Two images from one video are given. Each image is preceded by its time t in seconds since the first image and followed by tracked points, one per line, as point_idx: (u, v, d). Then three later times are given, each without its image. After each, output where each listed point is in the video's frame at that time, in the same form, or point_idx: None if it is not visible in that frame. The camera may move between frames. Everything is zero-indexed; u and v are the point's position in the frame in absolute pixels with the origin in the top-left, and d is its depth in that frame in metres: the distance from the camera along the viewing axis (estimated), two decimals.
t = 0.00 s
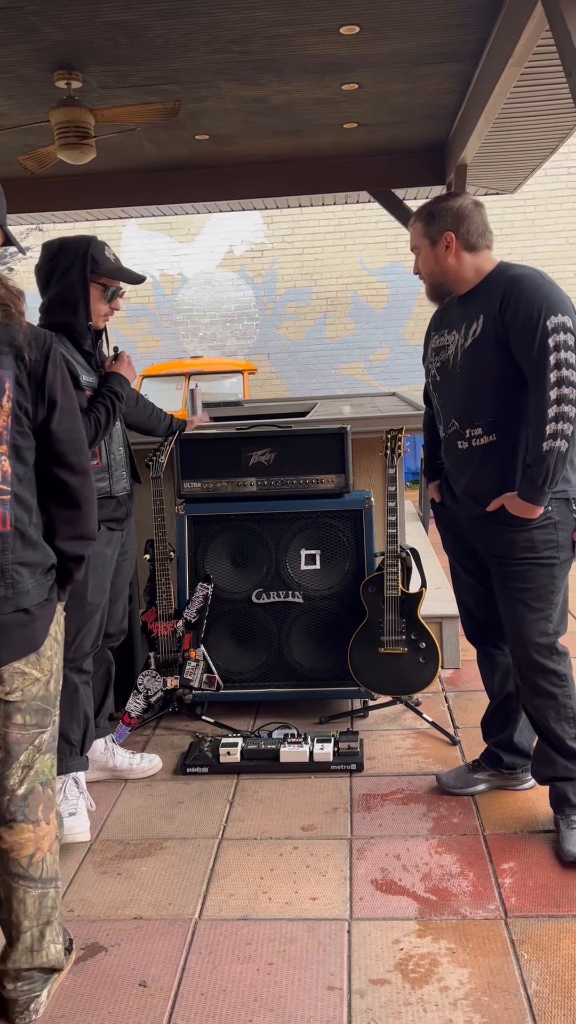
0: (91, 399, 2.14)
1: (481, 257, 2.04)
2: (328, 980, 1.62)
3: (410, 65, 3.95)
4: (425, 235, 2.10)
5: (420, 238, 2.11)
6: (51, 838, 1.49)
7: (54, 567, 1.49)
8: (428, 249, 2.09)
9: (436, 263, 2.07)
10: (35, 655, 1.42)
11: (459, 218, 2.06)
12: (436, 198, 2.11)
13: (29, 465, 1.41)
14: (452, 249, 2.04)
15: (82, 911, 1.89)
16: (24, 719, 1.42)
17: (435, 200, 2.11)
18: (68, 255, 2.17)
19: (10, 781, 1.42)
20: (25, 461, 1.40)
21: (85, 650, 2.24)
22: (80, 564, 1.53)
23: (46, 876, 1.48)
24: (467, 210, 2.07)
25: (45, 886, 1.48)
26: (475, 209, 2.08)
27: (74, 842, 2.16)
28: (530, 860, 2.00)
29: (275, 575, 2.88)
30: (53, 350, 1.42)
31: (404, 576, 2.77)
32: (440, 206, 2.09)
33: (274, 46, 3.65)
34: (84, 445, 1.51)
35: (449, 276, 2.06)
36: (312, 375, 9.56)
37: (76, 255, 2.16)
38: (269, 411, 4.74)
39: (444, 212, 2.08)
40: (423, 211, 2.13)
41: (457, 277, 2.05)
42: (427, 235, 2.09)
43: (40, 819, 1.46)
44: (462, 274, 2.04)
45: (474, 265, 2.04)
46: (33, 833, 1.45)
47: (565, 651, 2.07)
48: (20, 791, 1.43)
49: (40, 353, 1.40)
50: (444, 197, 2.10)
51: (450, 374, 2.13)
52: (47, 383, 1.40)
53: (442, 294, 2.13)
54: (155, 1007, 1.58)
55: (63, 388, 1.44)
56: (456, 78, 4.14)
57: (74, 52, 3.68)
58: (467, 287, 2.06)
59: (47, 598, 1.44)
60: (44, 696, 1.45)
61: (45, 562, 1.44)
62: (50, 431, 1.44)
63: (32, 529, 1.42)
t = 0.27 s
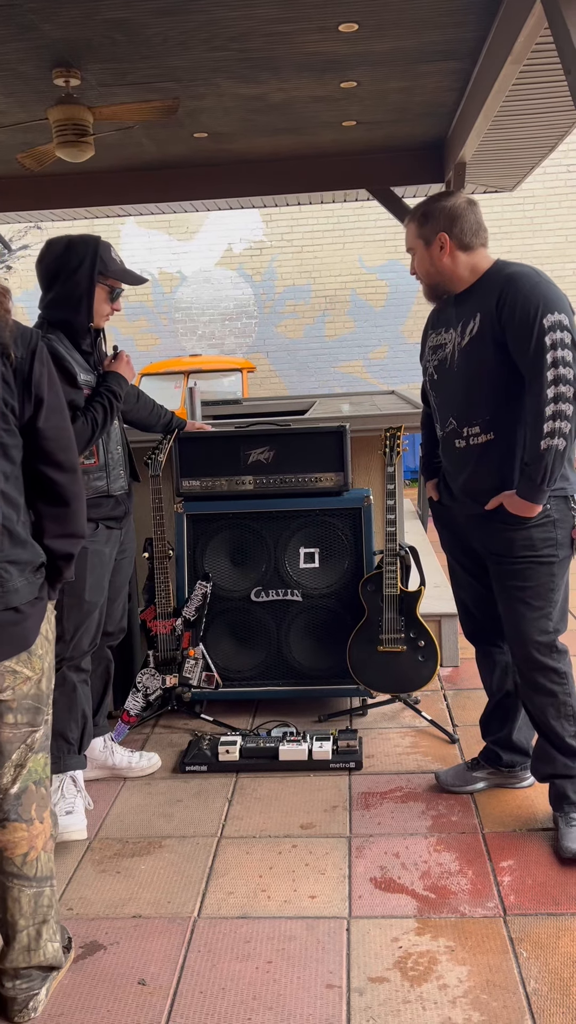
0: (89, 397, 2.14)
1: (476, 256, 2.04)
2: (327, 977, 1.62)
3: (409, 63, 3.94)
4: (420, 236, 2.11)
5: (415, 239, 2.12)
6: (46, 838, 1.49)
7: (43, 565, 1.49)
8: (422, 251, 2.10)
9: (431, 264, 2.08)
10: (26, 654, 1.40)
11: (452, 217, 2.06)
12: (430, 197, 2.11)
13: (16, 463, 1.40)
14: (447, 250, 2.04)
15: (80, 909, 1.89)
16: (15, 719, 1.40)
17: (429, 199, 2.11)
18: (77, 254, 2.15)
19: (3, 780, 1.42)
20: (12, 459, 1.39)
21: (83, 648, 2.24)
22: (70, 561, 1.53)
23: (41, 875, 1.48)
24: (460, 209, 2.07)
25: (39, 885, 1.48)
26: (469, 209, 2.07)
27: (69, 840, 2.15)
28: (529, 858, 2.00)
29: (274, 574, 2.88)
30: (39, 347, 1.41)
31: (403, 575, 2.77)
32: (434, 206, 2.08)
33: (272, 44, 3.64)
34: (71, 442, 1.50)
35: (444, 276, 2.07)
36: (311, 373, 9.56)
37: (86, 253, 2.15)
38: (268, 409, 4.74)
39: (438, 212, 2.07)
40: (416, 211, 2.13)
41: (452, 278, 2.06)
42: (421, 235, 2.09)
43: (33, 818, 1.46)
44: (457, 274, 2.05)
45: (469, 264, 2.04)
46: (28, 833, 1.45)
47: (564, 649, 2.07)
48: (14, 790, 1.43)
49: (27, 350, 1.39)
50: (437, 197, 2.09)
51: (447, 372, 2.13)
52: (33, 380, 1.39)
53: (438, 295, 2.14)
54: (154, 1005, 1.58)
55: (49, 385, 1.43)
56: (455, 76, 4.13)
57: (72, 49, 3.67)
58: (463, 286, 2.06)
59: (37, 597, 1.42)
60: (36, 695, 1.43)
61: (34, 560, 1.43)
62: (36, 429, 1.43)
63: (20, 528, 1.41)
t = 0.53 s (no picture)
0: (91, 397, 2.14)
1: (475, 254, 2.04)
2: (327, 976, 1.62)
3: (409, 61, 3.94)
4: (419, 234, 2.10)
5: (414, 237, 2.11)
6: (44, 836, 1.49)
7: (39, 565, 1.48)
8: (421, 250, 2.10)
9: (431, 262, 2.08)
10: (22, 653, 1.40)
11: (452, 216, 2.05)
12: (429, 195, 2.11)
13: (10, 462, 1.40)
14: (446, 248, 2.04)
15: (80, 908, 1.89)
16: (11, 718, 1.40)
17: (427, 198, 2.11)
18: (84, 253, 2.16)
19: (0, 779, 1.42)
20: (5, 458, 1.38)
21: (84, 647, 2.24)
22: (65, 560, 1.52)
23: (39, 874, 1.48)
24: (459, 208, 2.06)
25: (38, 884, 1.48)
26: (468, 207, 2.07)
27: (71, 839, 2.15)
28: (529, 856, 2.00)
29: (274, 573, 2.88)
30: (32, 345, 1.41)
31: (403, 574, 2.77)
32: (433, 204, 2.08)
33: (272, 42, 3.63)
34: (65, 440, 1.50)
35: (444, 274, 2.07)
36: (311, 371, 9.56)
37: (94, 251, 2.16)
38: (268, 408, 4.74)
39: (437, 210, 2.07)
40: (416, 210, 2.12)
41: (452, 275, 2.06)
42: (421, 234, 2.09)
43: (31, 817, 1.46)
44: (456, 271, 2.04)
45: (468, 263, 2.03)
46: (26, 832, 1.44)
47: (564, 648, 2.07)
48: (11, 789, 1.43)
49: (18, 348, 1.39)
50: (436, 194, 2.09)
51: (447, 371, 2.13)
52: (25, 378, 1.39)
53: (437, 293, 2.13)
54: (154, 1004, 1.58)
55: (42, 383, 1.43)
56: (455, 74, 4.12)
57: (72, 47, 3.66)
58: (463, 285, 2.06)
59: (32, 596, 1.42)
60: (33, 694, 1.44)
61: (29, 559, 1.43)
62: (29, 427, 1.42)
63: (13, 526, 1.40)
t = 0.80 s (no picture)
0: (93, 396, 2.14)
1: (486, 252, 2.04)
2: (329, 975, 1.62)
3: (410, 59, 3.93)
4: (430, 225, 2.08)
5: (424, 227, 2.09)
6: (44, 836, 1.49)
7: (40, 565, 1.48)
8: (433, 239, 2.07)
9: (444, 252, 2.04)
10: (23, 652, 1.40)
11: (468, 210, 2.06)
12: (440, 188, 2.10)
13: (12, 461, 1.40)
14: (461, 240, 2.03)
15: (82, 907, 1.89)
16: (13, 717, 1.40)
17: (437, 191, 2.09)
18: (85, 251, 2.15)
19: (1, 779, 1.42)
20: (7, 458, 1.38)
21: (87, 647, 2.24)
22: (66, 561, 1.52)
23: (40, 874, 1.48)
24: (474, 203, 2.07)
25: (39, 883, 1.48)
26: (481, 205, 2.08)
27: (74, 837, 2.15)
28: (530, 856, 2.00)
29: (275, 572, 2.88)
30: (34, 345, 1.40)
31: (404, 573, 2.77)
32: (447, 196, 2.07)
33: (273, 40, 3.63)
34: (67, 441, 1.50)
35: (456, 265, 2.04)
36: (312, 370, 9.55)
37: (95, 249, 2.15)
38: (269, 407, 4.74)
39: (452, 201, 2.06)
40: (426, 201, 2.11)
41: (465, 267, 2.03)
42: (433, 224, 2.06)
43: (32, 816, 1.46)
44: (469, 264, 2.03)
45: (480, 258, 2.03)
46: (26, 831, 1.44)
47: (566, 647, 2.07)
48: (13, 788, 1.43)
49: (21, 348, 1.39)
50: (450, 187, 2.08)
51: (448, 370, 2.12)
52: (28, 378, 1.38)
53: (440, 287, 2.11)
54: (156, 1002, 1.58)
55: (44, 382, 1.43)
56: (456, 72, 4.12)
57: (73, 46, 3.66)
58: (465, 283, 2.06)
59: (32, 596, 1.42)
60: (34, 694, 1.43)
61: (30, 559, 1.43)
62: (31, 427, 1.42)
63: (15, 526, 1.40)
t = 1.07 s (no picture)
0: (95, 396, 2.14)
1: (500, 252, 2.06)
2: (329, 974, 1.62)
3: (411, 58, 3.93)
4: (446, 215, 2.06)
5: (438, 217, 2.07)
6: (45, 836, 1.49)
7: (41, 566, 1.48)
8: (449, 229, 2.05)
9: (460, 244, 2.04)
10: (24, 652, 1.40)
11: (486, 208, 2.07)
12: (455, 183, 2.10)
13: (15, 463, 1.40)
14: (478, 236, 2.04)
15: (82, 906, 1.89)
16: (14, 717, 1.40)
17: (451, 185, 2.09)
18: (85, 250, 2.15)
19: (3, 779, 1.42)
20: (10, 459, 1.38)
21: (88, 646, 2.24)
22: (68, 562, 1.52)
23: (41, 874, 1.48)
24: (490, 202, 2.09)
25: (40, 883, 1.48)
26: (495, 206, 2.10)
27: (76, 836, 2.16)
28: (531, 855, 2.00)
29: (276, 571, 2.88)
30: (40, 346, 1.41)
31: (405, 573, 2.77)
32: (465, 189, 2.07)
33: (274, 39, 3.63)
34: (71, 442, 1.49)
35: (470, 259, 2.04)
36: (313, 370, 9.54)
37: (94, 248, 2.14)
38: (270, 407, 4.74)
39: (471, 195, 2.06)
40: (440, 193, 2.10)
41: (478, 263, 2.03)
42: (450, 215, 2.06)
43: (33, 816, 1.46)
44: (482, 260, 2.03)
45: (494, 257, 2.05)
46: (27, 831, 1.45)
47: (568, 647, 2.07)
48: (14, 788, 1.43)
49: (27, 349, 1.39)
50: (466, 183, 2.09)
51: (451, 368, 2.12)
52: (32, 379, 1.38)
53: (448, 281, 2.10)
54: (156, 1002, 1.58)
55: (49, 384, 1.43)
56: (457, 71, 4.11)
57: (73, 45, 3.66)
58: (470, 281, 2.06)
59: (34, 597, 1.42)
60: (35, 693, 1.43)
61: (31, 560, 1.43)
62: (35, 429, 1.42)
63: (17, 527, 1.40)
